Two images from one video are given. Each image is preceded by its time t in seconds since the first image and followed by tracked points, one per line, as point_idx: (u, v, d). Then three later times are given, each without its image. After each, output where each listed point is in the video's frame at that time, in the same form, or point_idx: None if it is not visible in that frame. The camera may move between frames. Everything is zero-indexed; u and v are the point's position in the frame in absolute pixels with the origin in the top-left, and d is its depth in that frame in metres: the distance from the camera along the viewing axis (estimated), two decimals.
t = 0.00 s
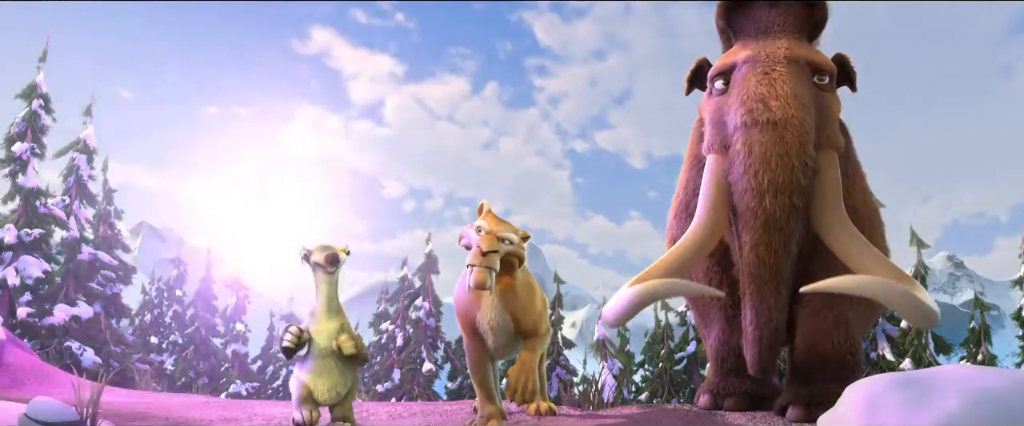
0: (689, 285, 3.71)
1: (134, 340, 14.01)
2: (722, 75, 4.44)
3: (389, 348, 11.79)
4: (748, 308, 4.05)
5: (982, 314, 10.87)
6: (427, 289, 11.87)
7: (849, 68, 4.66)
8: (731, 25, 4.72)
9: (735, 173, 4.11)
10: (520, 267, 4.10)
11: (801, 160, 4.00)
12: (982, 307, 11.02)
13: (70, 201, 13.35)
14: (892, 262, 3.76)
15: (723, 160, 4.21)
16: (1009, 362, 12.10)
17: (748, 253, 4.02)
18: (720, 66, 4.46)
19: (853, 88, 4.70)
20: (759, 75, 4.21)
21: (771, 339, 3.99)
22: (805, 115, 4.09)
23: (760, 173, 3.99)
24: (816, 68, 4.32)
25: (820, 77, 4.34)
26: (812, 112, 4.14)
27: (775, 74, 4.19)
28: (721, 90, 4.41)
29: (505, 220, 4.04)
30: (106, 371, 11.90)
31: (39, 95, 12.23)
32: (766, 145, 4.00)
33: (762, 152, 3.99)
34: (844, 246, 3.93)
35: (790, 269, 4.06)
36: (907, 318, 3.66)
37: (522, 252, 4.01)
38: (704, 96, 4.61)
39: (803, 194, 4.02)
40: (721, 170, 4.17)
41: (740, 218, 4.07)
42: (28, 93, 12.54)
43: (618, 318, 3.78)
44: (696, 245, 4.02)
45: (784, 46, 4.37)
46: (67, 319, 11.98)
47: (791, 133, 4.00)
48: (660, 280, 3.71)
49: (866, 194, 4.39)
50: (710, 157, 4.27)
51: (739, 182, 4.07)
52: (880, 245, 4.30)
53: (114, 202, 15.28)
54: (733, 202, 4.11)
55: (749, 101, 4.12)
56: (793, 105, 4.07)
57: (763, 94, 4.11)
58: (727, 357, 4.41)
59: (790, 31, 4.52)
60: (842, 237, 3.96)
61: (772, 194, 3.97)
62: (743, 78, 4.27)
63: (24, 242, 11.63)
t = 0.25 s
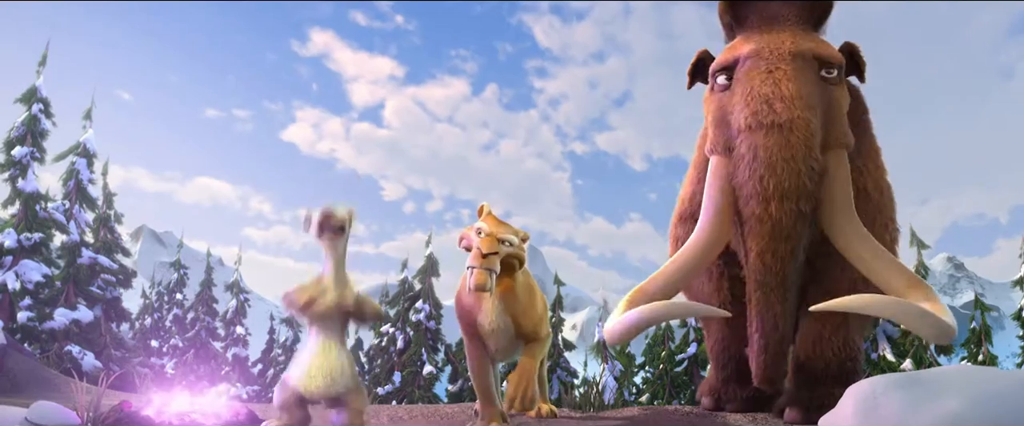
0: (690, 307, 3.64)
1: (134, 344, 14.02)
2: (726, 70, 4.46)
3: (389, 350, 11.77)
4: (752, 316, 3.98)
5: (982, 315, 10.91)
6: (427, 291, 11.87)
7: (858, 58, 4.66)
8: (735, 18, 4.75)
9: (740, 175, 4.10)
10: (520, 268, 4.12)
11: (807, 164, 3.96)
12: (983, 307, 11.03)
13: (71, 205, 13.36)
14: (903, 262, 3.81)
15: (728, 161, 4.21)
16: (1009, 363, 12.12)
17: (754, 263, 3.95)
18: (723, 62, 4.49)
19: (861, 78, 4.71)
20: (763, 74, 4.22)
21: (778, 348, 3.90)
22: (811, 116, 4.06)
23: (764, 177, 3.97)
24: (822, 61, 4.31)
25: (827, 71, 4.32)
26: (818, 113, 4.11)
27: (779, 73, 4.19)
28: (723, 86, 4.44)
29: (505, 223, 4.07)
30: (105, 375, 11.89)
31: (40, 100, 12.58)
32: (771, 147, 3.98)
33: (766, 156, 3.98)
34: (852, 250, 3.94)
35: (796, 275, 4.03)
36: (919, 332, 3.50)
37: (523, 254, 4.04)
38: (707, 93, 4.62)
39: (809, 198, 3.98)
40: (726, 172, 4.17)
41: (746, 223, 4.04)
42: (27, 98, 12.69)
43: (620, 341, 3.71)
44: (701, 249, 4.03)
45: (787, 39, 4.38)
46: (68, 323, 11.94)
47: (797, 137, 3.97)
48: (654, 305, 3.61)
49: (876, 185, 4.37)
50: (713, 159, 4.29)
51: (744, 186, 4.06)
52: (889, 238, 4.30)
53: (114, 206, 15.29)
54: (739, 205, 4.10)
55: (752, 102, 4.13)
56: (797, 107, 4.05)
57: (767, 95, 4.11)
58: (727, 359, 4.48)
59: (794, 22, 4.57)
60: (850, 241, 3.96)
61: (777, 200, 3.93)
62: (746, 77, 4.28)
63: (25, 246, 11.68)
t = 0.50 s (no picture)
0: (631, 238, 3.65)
1: (133, 343, 14.04)
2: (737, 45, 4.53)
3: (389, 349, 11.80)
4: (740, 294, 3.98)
5: (982, 314, 10.91)
6: (427, 289, 11.88)
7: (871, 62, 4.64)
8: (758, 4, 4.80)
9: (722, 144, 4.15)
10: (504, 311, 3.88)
11: (783, 135, 3.94)
12: (983, 306, 11.04)
13: (70, 203, 13.37)
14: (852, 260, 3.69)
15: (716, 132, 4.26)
16: (1010, 362, 12.13)
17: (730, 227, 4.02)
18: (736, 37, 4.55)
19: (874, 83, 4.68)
20: (758, 44, 4.25)
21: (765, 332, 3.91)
22: (795, 86, 4.03)
23: (741, 145, 3.99)
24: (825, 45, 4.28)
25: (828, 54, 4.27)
26: (804, 85, 4.06)
27: (772, 43, 4.20)
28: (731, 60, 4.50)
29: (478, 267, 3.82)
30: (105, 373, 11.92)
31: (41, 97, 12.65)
32: (749, 114, 4.00)
33: (744, 121, 4.01)
34: (813, 233, 3.86)
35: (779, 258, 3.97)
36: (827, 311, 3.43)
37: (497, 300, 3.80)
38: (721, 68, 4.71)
39: (785, 171, 3.95)
40: (713, 142, 4.24)
41: (725, 191, 4.08)
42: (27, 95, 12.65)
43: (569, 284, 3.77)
44: (680, 214, 4.13)
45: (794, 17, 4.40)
46: (68, 322, 11.96)
47: (774, 105, 3.96)
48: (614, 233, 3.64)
49: (887, 178, 4.33)
50: (706, 130, 4.40)
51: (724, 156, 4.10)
52: (894, 232, 4.27)
53: (114, 204, 15.29)
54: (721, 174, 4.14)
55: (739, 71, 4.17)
56: (780, 75, 4.04)
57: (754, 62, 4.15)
58: (732, 362, 4.26)
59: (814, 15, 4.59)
60: (819, 224, 3.88)
61: (750, 168, 3.95)
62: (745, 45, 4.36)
63: (25, 244, 11.67)
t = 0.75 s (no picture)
0: (637, 225, 3.65)
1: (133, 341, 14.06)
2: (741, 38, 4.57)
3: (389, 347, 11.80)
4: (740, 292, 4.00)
5: (982, 314, 10.91)
6: (427, 288, 11.88)
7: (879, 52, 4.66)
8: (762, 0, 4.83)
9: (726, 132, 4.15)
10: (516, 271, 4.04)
11: (785, 120, 3.93)
12: (983, 307, 11.04)
13: (71, 201, 13.37)
14: (858, 248, 3.71)
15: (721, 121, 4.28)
16: (1009, 362, 12.12)
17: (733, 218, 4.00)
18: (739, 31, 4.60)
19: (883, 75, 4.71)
20: (761, 34, 4.29)
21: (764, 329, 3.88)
22: (798, 72, 4.04)
23: (743, 130, 4.00)
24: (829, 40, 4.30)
25: (832, 47, 4.30)
26: (807, 73, 4.07)
27: (776, 32, 4.23)
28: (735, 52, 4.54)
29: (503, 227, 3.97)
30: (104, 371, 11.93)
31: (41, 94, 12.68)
32: (751, 102, 4.02)
33: (746, 108, 4.02)
34: (818, 224, 3.87)
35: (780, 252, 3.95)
36: (837, 295, 3.49)
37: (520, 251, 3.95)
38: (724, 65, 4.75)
39: (787, 159, 3.94)
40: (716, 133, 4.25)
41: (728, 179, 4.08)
42: (27, 92, 12.67)
43: (573, 275, 3.76)
44: (685, 210, 4.12)
45: (798, 10, 4.46)
46: (67, 319, 11.97)
47: (777, 90, 3.97)
48: (612, 219, 3.63)
49: (893, 176, 4.34)
50: (711, 121, 4.42)
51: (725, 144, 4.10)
52: (900, 231, 4.27)
53: (114, 202, 15.30)
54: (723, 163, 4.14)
55: (742, 59, 4.20)
56: (784, 62, 4.06)
57: (757, 50, 4.18)
58: (732, 363, 4.26)
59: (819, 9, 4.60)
60: (821, 215, 3.89)
61: (752, 155, 3.95)
62: (749, 37, 4.40)
63: (24, 242, 11.69)
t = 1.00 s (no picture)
0: (644, 241, 3.65)
1: (133, 341, 14.06)
2: (739, 48, 4.57)
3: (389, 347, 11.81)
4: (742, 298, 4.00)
5: (982, 314, 10.93)
6: (427, 288, 11.88)
7: (880, 54, 4.65)
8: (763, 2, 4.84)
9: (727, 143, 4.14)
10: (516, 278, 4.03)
11: (787, 132, 3.93)
12: (983, 307, 11.04)
13: (71, 201, 13.37)
14: (863, 256, 3.71)
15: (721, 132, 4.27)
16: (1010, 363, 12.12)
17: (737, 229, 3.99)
18: (738, 42, 4.60)
19: (883, 77, 4.71)
20: (761, 44, 4.29)
21: (766, 333, 3.88)
22: (799, 83, 4.04)
23: (744, 142, 3.99)
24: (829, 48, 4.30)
25: (832, 54, 4.30)
26: (808, 83, 4.08)
27: (776, 43, 4.23)
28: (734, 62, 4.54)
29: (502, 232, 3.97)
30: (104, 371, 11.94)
31: (40, 94, 12.67)
32: (752, 113, 4.01)
33: (747, 120, 4.01)
34: (822, 232, 3.87)
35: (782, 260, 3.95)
36: (844, 307, 3.51)
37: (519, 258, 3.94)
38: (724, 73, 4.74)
39: (789, 170, 3.94)
40: (717, 144, 4.24)
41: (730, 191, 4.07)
42: (28, 92, 12.68)
43: (580, 289, 3.77)
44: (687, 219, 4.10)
45: (798, 18, 4.45)
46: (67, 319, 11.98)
47: (778, 102, 3.97)
48: (616, 236, 3.63)
49: (893, 178, 4.34)
50: (712, 131, 4.41)
51: (726, 156, 4.09)
52: (900, 233, 4.27)
53: (114, 202, 15.30)
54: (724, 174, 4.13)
55: (742, 70, 4.19)
56: (784, 73, 4.06)
57: (757, 61, 4.17)
58: (732, 364, 4.26)
59: (819, 12, 4.61)
60: (824, 222, 3.89)
61: (754, 167, 3.94)
62: (748, 47, 4.40)
63: (25, 242, 11.69)
